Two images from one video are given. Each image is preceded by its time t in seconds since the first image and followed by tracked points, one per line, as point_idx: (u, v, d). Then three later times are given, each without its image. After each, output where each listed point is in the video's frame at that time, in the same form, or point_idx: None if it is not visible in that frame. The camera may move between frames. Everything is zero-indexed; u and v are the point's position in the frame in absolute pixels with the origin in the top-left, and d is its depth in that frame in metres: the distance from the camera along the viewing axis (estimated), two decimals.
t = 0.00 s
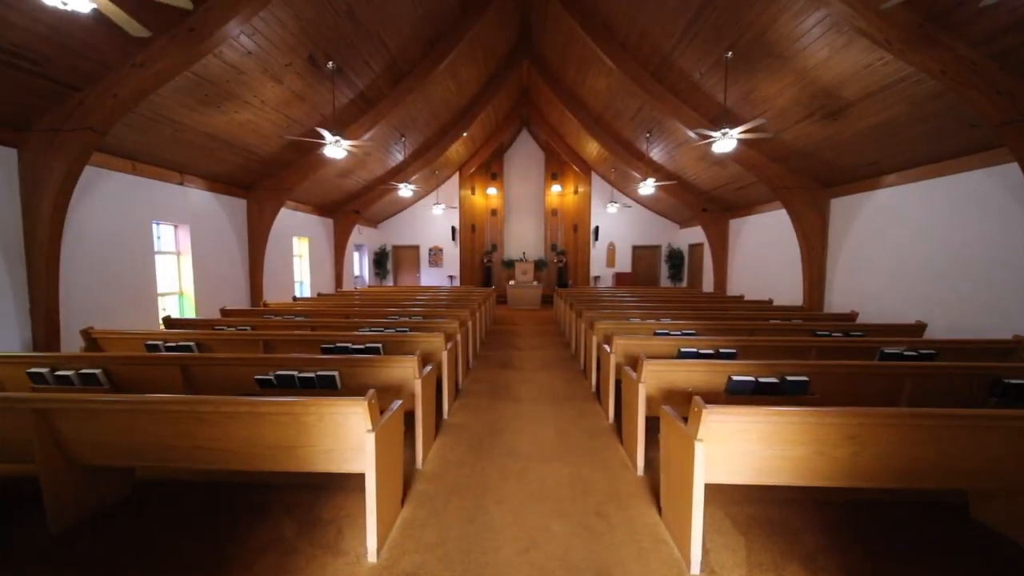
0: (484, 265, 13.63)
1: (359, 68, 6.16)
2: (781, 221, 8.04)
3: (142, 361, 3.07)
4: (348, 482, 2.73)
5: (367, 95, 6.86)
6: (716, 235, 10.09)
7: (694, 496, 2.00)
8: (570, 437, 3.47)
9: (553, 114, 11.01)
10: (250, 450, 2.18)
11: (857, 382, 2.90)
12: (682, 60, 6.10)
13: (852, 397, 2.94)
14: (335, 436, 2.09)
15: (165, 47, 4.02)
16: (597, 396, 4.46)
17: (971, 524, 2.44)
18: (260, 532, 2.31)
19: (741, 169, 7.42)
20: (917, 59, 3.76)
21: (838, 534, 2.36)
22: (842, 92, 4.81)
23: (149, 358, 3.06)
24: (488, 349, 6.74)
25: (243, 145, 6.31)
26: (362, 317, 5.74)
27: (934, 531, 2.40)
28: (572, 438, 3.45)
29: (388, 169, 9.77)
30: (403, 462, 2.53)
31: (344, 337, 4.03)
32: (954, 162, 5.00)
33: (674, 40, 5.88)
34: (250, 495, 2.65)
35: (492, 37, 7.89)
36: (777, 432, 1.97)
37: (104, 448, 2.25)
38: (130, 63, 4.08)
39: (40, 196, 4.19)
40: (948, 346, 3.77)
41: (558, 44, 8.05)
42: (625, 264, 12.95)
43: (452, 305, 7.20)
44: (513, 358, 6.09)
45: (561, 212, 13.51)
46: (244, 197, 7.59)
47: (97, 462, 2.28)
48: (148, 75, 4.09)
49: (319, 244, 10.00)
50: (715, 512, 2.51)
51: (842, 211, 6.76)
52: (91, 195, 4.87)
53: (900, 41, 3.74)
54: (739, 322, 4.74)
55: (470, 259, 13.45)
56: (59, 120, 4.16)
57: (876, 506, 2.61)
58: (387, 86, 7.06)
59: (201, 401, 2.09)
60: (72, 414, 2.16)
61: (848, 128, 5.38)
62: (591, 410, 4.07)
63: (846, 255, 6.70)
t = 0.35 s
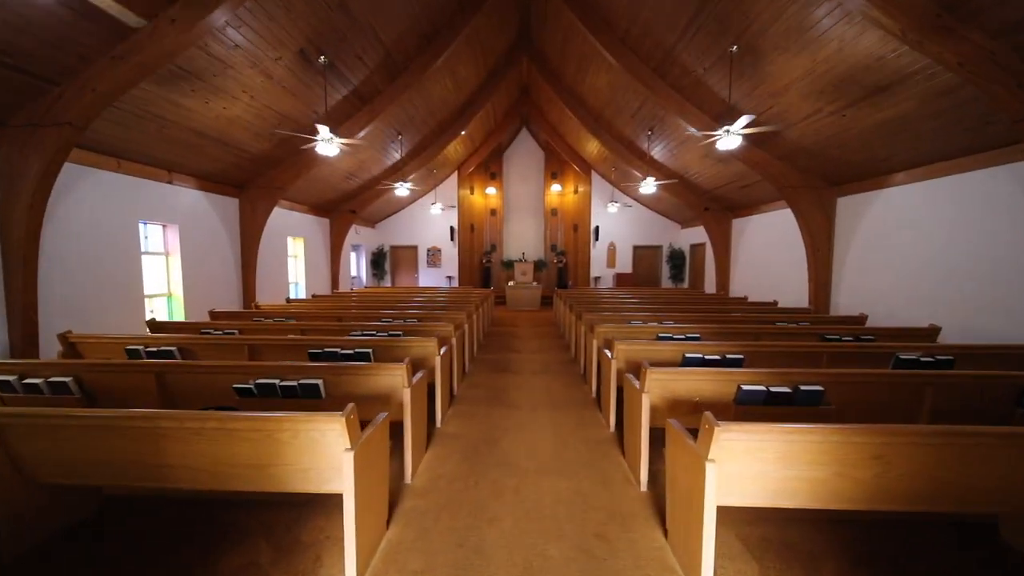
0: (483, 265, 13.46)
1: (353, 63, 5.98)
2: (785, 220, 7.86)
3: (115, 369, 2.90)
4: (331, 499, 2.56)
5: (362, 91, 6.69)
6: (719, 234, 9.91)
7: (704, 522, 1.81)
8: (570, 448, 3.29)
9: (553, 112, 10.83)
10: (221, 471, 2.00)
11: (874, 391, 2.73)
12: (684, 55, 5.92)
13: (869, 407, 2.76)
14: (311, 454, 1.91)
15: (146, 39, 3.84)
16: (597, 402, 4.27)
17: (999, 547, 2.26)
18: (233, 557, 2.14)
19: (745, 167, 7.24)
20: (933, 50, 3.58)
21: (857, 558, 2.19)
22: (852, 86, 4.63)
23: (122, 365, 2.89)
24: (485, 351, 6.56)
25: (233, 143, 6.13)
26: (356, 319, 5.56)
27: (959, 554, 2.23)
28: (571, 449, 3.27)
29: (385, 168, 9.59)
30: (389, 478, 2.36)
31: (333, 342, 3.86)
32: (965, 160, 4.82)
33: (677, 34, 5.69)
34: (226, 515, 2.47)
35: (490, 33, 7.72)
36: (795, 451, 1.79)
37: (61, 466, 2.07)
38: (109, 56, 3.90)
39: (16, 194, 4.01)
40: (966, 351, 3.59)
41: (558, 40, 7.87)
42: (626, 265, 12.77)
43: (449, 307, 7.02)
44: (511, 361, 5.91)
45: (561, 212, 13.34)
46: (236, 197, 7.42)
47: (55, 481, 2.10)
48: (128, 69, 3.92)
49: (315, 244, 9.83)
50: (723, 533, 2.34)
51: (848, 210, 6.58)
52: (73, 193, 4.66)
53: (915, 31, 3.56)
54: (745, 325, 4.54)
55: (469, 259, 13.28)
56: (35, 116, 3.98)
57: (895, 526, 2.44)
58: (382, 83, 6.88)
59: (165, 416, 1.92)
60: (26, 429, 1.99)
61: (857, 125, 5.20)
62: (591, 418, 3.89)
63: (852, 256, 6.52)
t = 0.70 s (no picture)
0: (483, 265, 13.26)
1: (349, 56, 5.80)
2: (792, 219, 7.67)
3: (88, 374, 2.70)
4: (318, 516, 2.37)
5: (358, 85, 6.50)
6: (723, 234, 9.72)
7: (730, 552, 1.61)
8: (575, 458, 3.10)
9: (554, 109, 10.63)
10: (192, 489, 1.80)
11: (902, 400, 2.54)
12: (690, 48, 5.73)
13: (896, 416, 2.57)
14: (290, 472, 1.72)
15: (128, 26, 3.65)
16: (601, 407, 4.08)
17: None
18: None
19: (752, 164, 7.05)
20: (958, 37, 3.38)
21: None
22: (868, 78, 4.43)
23: (96, 370, 2.70)
24: (485, 353, 6.37)
25: (225, 138, 5.94)
26: (351, 320, 5.36)
27: None
28: (575, 459, 3.08)
29: (383, 166, 9.40)
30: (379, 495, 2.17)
31: (324, 344, 3.66)
32: (983, 156, 4.63)
33: (683, 26, 5.49)
34: (204, 535, 2.27)
35: (491, 26, 7.52)
36: (829, 470, 1.60)
37: (17, 483, 1.87)
38: (89, 43, 3.71)
39: None
40: (991, 355, 3.40)
41: (559, 34, 7.67)
42: (627, 265, 12.58)
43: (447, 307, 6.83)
44: (511, 363, 5.72)
45: (562, 211, 13.16)
46: (229, 193, 7.23)
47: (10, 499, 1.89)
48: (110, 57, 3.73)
49: (312, 243, 9.63)
50: (744, 555, 2.15)
51: (858, 209, 6.40)
52: (57, 189, 4.44)
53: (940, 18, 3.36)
54: (755, 327, 4.35)
55: (468, 259, 13.10)
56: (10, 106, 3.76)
57: (929, 547, 2.25)
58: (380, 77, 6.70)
59: (130, 430, 1.73)
60: None
61: (871, 119, 5.00)
62: (596, 424, 3.70)
63: (862, 255, 6.33)
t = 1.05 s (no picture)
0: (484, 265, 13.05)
1: (346, 49, 5.61)
2: (802, 218, 7.47)
3: (63, 385, 2.51)
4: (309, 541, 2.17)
5: (357, 80, 6.30)
6: (729, 234, 9.52)
7: None
8: (584, 472, 2.90)
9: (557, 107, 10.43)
10: (164, 518, 1.60)
11: (942, 414, 2.34)
12: (699, 42, 5.53)
13: (935, 432, 2.38)
14: (272, 500, 1.52)
15: (112, 13, 3.46)
16: (609, 416, 3.87)
17: None
18: None
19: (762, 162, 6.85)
20: (992, 25, 3.18)
21: None
22: (890, 70, 4.23)
23: (71, 379, 2.50)
24: (487, 356, 6.18)
25: (218, 134, 5.74)
26: (348, 322, 5.16)
27: None
28: (584, 473, 2.89)
29: (382, 164, 9.20)
30: (372, 520, 1.97)
31: (319, 350, 3.47)
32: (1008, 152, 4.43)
33: (693, 18, 5.29)
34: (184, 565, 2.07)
35: (493, 21, 7.32)
36: (884, 503, 1.40)
37: None
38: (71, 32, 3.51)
39: None
40: None
41: (562, 29, 7.47)
42: (631, 265, 12.38)
43: (448, 309, 6.63)
44: (514, 367, 5.53)
45: (564, 211, 12.94)
46: (224, 192, 7.03)
47: None
48: (94, 47, 3.54)
49: (310, 243, 9.43)
50: None
51: (871, 207, 6.19)
52: (40, 186, 4.24)
53: (973, 4, 3.17)
54: (771, 331, 4.14)
55: (469, 260, 12.90)
56: None
57: None
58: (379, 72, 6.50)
59: (96, 454, 1.54)
60: None
61: (890, 115, 4.80)
62: (605, 434, 3.50)
63: (875, 255, 6.14)
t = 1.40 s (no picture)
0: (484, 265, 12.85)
1: (343, 44, 5.44)
2: (810, 218, 7.29)
3: (32, 396, 2.33)
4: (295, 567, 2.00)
5: (354, 76, 6.13)
6: (734, 234, 9.34)
7: None
8: (592, 487, 2.73)
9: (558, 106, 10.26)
10: (122, 554, 1.41)
11: (979, 428, 2.17)
12: (707, 36, 5.35)
13: (971, 447, 2.20)
14: (247, 534, 1.35)
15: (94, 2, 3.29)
16: (616, 424, 3.70)
17: None
18: None
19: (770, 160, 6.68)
20: None
21: None
22: (909, 63, 4.05)
23: (43, 388, 2.33)
24: (487, 360, 6.01)
25: (211, 131, 5.57)
26: (344, 325, 4.99)
27: None
28: (591, 489, 2.71)
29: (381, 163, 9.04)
30: (361, 548, 1.79)
31: (311, 355, 3.30)
32: None
33: (701, 11, 5.11)
34: None
35: (494, 16, 7.15)
36: (947, 543, 1.22)
37: None
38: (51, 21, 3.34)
39: None
40: None
41: (564, 24, 7.30)
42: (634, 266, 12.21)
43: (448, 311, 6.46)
44: (516, 371, 5.35)
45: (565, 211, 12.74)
46: (218, 191, 6.87)
47: None
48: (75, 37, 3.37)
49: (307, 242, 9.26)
50: None
51: (882, 208, 6.02)
52: (23, 184, 4.05)
53: None
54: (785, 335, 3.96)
55: (470, 261, 12.73)
56: None
57: None
58: (377, 68, 6.33)
59: (51, 481, 1.36)
60: None
61: (906, 110, 4.63)
62: (612, 444, 3.33)
63: (884, 255, 5.97)
